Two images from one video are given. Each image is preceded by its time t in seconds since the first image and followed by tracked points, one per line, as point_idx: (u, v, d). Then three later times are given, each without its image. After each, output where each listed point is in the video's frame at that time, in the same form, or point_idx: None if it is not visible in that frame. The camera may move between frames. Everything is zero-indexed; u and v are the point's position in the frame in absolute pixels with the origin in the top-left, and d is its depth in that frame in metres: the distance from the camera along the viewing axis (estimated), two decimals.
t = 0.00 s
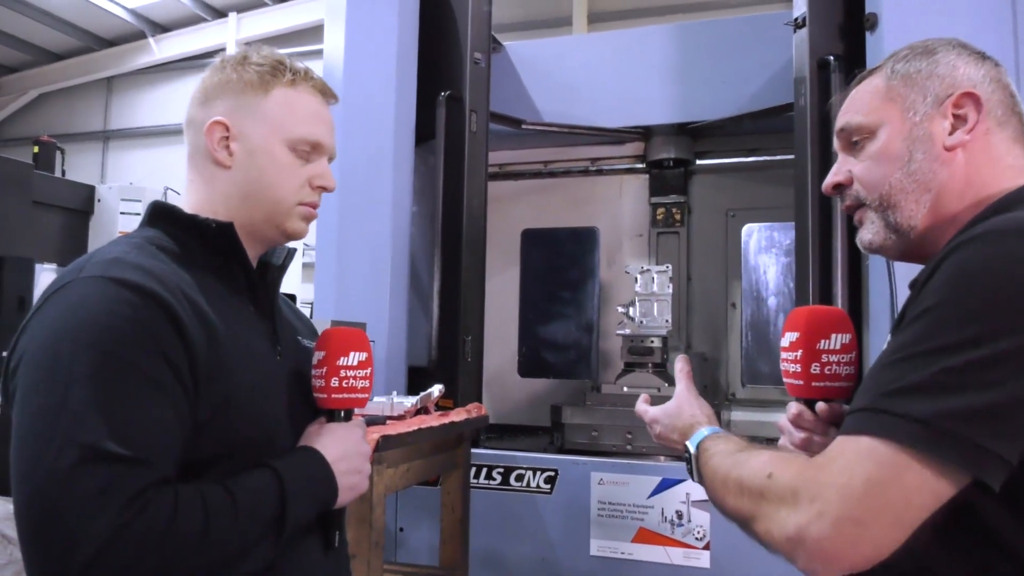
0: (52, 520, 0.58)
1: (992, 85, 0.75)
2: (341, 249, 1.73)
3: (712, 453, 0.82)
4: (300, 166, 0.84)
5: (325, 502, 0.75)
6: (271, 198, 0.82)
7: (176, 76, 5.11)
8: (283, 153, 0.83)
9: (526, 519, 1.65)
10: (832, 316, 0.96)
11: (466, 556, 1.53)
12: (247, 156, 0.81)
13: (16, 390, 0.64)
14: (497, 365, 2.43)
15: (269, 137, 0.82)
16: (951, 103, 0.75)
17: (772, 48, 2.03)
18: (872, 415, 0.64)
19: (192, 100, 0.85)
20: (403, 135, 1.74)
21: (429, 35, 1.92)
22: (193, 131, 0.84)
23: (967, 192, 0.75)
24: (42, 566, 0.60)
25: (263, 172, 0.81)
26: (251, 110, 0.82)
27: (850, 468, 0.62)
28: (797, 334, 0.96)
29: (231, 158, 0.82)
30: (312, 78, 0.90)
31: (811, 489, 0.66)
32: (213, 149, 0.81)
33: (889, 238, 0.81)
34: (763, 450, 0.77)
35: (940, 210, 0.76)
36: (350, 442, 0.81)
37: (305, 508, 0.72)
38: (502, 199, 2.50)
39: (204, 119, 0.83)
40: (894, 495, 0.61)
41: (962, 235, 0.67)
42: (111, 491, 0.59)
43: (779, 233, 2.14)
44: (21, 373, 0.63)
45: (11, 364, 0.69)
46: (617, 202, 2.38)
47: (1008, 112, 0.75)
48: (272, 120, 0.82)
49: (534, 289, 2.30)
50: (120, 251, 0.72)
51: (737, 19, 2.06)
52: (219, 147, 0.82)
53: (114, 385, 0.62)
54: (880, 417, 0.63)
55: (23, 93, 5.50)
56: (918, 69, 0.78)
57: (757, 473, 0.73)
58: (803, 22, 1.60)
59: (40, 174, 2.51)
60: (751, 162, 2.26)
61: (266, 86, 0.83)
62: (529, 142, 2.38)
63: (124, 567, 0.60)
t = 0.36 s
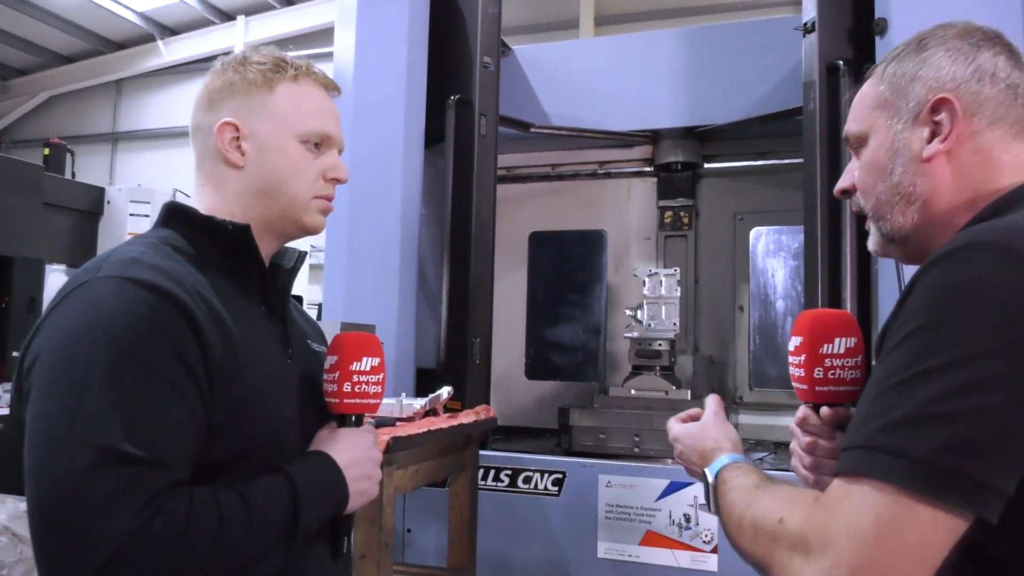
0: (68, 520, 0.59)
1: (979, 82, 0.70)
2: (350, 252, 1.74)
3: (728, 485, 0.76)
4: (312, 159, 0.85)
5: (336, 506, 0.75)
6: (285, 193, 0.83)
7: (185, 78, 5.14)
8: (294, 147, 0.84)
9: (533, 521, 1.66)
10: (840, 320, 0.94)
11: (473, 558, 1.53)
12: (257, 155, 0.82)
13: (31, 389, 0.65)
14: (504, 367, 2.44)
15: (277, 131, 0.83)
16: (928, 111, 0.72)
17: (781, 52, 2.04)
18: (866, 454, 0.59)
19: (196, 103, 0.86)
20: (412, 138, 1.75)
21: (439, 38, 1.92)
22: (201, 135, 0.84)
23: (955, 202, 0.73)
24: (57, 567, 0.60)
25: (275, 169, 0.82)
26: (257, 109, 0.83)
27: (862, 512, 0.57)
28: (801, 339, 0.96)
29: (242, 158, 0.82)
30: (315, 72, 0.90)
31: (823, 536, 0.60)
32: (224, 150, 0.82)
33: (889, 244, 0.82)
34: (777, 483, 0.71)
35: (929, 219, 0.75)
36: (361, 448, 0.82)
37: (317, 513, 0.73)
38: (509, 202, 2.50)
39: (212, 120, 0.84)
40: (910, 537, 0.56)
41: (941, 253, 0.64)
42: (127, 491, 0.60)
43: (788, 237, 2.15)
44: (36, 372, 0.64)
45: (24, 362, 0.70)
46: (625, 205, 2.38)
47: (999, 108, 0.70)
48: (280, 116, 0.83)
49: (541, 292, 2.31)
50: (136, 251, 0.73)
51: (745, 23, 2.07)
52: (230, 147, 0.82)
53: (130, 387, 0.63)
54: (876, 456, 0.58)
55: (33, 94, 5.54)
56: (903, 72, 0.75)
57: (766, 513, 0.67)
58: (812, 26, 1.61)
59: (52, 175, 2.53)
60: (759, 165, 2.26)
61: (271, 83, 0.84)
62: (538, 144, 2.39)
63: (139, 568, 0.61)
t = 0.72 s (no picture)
0: (95, 514, 0.61)
1: (944, 85, 0.68)
2: (355, 250, 1.76)
3: (683, 490, 0.74)
4: (322, 159, 0.87)
5: (348, 498, 0.77)
6: (297, 194, 0.85)
7: (188, 76, 5.16)
8: (305, 148, 0.86)
9: (534, 517, 1.68)
10: (841, 319, 0.96)
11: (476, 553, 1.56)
12: (269, 156, 0.84)
13: (57, 385, 0.67)
14: (506, 366, 2.46)
15: (288, 133, 0.85)
16: (897, 119, 0.71)
17: (782, 54, 2.05)
18: (821, 489, 0.56)
19: (209, 107, 0.88)
20: (417, 138, 1.77)
21: (444, 39, 1.94)
22: (214, 137, 0.86)
23: (935, 207, 0.72)
24: (84, 558, 0.62)
25: (287, 170, 0.84)
26: (269, 111, 0.85)
27: (829, 533, 0.55)
28: (803, 337, 0.98)
29: (255, 159, 0.84)
30: (325, 75, 0.93)
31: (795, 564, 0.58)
32: (237, 151, 0.84)
33: (886, 244, 0.82)
34: (739, 499, 0.69)
35: (915, 224, 0.75)
36: (373, 438, 0.84)
37: (330, 504, 0.75)
38: (511, 201, 2.51)
39: (225, 123, 0.86)
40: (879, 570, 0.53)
41: (902, 272, 0.60)
42: (150, 485, 0.62)
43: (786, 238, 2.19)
44: (61, 370, 0.66)
45: (50, 361, 0.72)
46: (626, 205, 2.39)
47: (966, 111, 0.67)
48: (291, 118, 0.85)
49: (543, 292, 2.34)
50: (154, 253, 0.75)
51: (747, 25, 2.08)
52: (243, 149, 0.84)
53: (150, 385, 0.65)
54: (831, 490, 0.55)
55: (36, 92, 5.56)
56: (878, 77, 0.74)
57: (728, 532, 0.65)
58: (813, 29, 1.63)
59: (58, 173, 2.56)
60: (760, 167, 2.28)
61: (282, 86, 0.86)
62: (540, 145, 2.40)
63: (162, 558, 0.63)
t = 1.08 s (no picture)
0: (107, 497, 0.64)
1: (977, 77, 0.72)
2: (352, 244, 1.78)
3: (745, 501, 0.72)
4: (328, 158, 0.89)
5: (348, 484, 0.80)
6: (305, 192, 0.87)
7: (184, 69, 5.16)
8: (312, 148, 0.87)
9: (528, 508, 1.70)
10: (819, 310, 0.98)
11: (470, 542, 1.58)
12: (279, 156, 0.86)
13: (74, 375, 0.69)
14: (500, 359, 2.48)
15: (296, 133, 0.87)
16: (926, 95, 0.73)
17: (775, 53, 2.08)
18: (865, 475, 0.57)
19: (220, 110, 0.90)
20: (414, 134, 1.79)
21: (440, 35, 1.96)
22: (225, 139, 0.88)
23: (937, 186, 0.74)
24: (98, 539, 0.65)
25: (295, 169, 0.86)
26: (278, 113, 0.87)
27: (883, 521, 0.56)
28: (781, 329, 0.99)
29: (264, 160, 0.86)
30: (330, 77, 0.94)
31: (854, 555, 0.57)
32: (247, 152, 0.86)
33: (860, 226, 0.83)
34: (794, 500, 0.68)
35: (905, 202, 0.76)
36: (374, 426, 0.87)
37: (331, 490, 0.77)
38: (508, 197, 2.54)
39: (235, 125, 0.88)
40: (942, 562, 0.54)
41: (919, 261, 0.62)
42: (158, 470, 0.64)
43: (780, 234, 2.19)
44: (77, 361, 0.68)
45: (67, 352, 0.75)
46: (620, 201, 2.42)
47: (991, 104, 0.71)
48: (299, 120, 0.87)
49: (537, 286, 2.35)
50: (166, 249, 0.77)
51: (741, 23, 2.10)
52: (253, 150, 0.87)
53: (160, 374, 0.67)
54: (878, 479, 0.56)
55: (31, 83, 5.55)
56: (905, 62, 0.77)
57: (789, 534, 0.64)
58: (805, 28, 1.65)
59: (54, 165, 2.56)
60: (754, 164, 2.30)
61: (289, 88, 0.88)
62: (536, 140, 2.42)
63: (169, 541, 0.65)
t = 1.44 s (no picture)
0: (108, 468, 0.66)
1: (932, 83, 0.79)
2: (344, 234, 1.80)
3: (748, 487, 0.72)
4: (321, 149, 0.91)
5: (341, 460, 0.83)
6: (299, 181, 0.89)
7: (176, 59, 5.15)
8: (306, 139, 0.90)
9: (517, 493, 1.74)
10: (789, 300, 1.03)
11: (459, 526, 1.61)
12: (274, 147, 0.89)
13: (76, 354, 0.72)
14: (491, 349, 2.51)
15: (291, 125, 0.89)
16: (886, 98, 0.79)
17: (763, 48, 2.11)
18: (854, 443, 0.59)
19: (217, 102, 0.92)
20: (405, 125, 1.81)
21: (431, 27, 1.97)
22: (222, 130, 0.91)
23: (896, 181, 0.79)
24: (98, 508, 0.68)
25: (289, 160, 0.89)
26: (273, 104, 0.89)
27: (873, 485, 0.58)
28: (754, 317, 1.03)
29: (260, 150, 0.89)
30: (324, 70, 0.96)
31: (855, 528, 0.59)
32: (244, 143, 0.88)
33: (827, 222, 0.88)
34: (785, 476, 0.70)
35: (868, 196, 0.82)
36: (364, 406, 0.89)
37: (324, 465, 0.80)
38: (499, 188, 2.55)
39: (232, 116, 0.90)
40: (931, 518, 0.56)
41: (886, 244, 0.65)
42: (158, 442, 0.67)
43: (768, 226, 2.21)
44: (81, 340, 0.71)
45: (69, 332, 0.77)
46: (610, 192, 2.44)
47: (945, 106, 0.78)
48: (294, 112, 0.89)
49: (527, 278, 2.39)
50: (165, 233, 0.79)
51: (729, 18, 2.13)
52: (249, 140, 0.89)
53: (160, 351, 0.69)
54: (869, 446, 0.58)
55: (21, 73, 5.52)
56: (867, 71, 0.84)
57: (787, 509, 0.65)
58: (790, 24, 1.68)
59: (44, 155, 2.57)
60: (742, 156, 2.33)
61: (284, 81, 0.90)
62: (526, 133, 2.44)
63: (168, 509, 0.68)
